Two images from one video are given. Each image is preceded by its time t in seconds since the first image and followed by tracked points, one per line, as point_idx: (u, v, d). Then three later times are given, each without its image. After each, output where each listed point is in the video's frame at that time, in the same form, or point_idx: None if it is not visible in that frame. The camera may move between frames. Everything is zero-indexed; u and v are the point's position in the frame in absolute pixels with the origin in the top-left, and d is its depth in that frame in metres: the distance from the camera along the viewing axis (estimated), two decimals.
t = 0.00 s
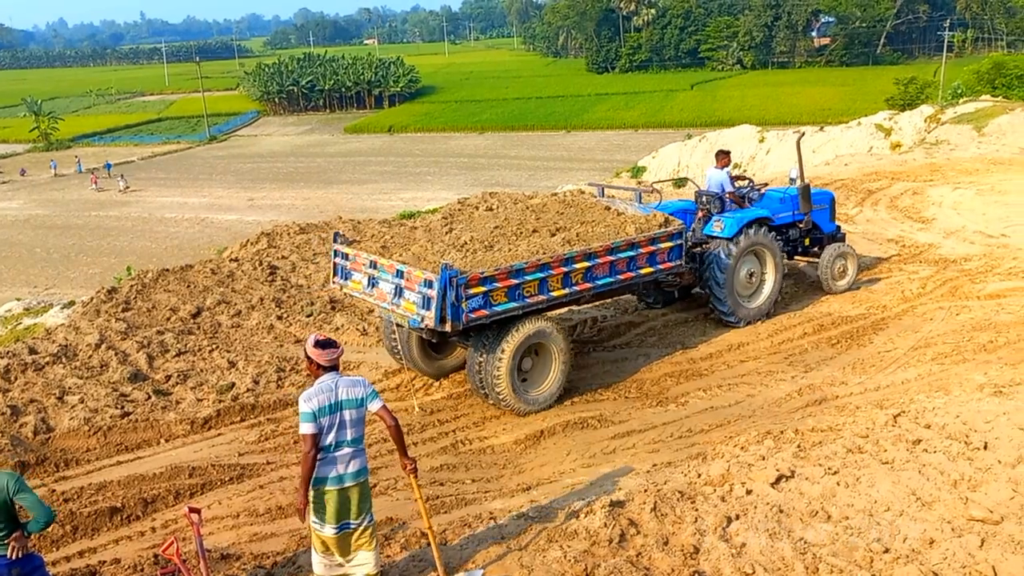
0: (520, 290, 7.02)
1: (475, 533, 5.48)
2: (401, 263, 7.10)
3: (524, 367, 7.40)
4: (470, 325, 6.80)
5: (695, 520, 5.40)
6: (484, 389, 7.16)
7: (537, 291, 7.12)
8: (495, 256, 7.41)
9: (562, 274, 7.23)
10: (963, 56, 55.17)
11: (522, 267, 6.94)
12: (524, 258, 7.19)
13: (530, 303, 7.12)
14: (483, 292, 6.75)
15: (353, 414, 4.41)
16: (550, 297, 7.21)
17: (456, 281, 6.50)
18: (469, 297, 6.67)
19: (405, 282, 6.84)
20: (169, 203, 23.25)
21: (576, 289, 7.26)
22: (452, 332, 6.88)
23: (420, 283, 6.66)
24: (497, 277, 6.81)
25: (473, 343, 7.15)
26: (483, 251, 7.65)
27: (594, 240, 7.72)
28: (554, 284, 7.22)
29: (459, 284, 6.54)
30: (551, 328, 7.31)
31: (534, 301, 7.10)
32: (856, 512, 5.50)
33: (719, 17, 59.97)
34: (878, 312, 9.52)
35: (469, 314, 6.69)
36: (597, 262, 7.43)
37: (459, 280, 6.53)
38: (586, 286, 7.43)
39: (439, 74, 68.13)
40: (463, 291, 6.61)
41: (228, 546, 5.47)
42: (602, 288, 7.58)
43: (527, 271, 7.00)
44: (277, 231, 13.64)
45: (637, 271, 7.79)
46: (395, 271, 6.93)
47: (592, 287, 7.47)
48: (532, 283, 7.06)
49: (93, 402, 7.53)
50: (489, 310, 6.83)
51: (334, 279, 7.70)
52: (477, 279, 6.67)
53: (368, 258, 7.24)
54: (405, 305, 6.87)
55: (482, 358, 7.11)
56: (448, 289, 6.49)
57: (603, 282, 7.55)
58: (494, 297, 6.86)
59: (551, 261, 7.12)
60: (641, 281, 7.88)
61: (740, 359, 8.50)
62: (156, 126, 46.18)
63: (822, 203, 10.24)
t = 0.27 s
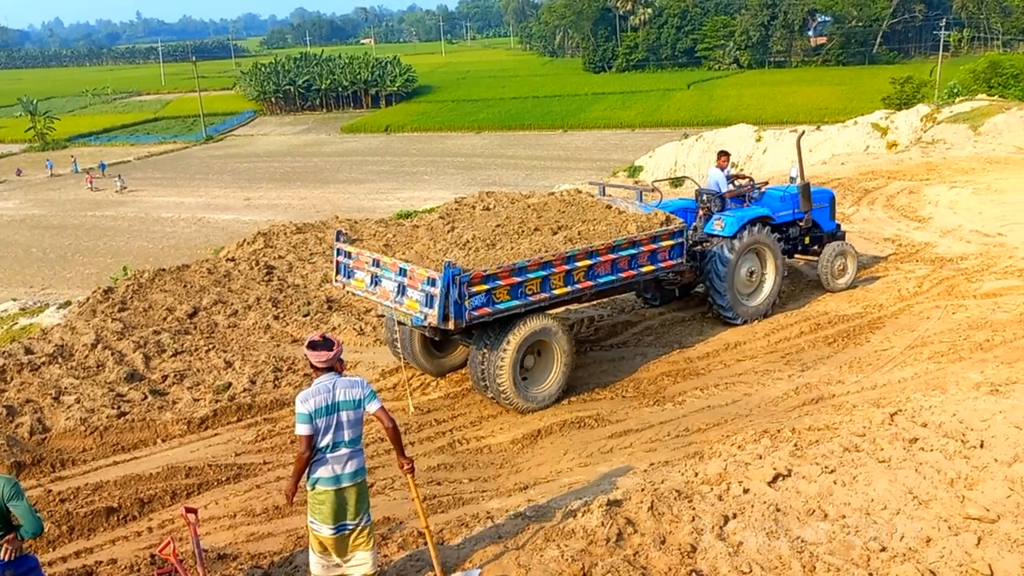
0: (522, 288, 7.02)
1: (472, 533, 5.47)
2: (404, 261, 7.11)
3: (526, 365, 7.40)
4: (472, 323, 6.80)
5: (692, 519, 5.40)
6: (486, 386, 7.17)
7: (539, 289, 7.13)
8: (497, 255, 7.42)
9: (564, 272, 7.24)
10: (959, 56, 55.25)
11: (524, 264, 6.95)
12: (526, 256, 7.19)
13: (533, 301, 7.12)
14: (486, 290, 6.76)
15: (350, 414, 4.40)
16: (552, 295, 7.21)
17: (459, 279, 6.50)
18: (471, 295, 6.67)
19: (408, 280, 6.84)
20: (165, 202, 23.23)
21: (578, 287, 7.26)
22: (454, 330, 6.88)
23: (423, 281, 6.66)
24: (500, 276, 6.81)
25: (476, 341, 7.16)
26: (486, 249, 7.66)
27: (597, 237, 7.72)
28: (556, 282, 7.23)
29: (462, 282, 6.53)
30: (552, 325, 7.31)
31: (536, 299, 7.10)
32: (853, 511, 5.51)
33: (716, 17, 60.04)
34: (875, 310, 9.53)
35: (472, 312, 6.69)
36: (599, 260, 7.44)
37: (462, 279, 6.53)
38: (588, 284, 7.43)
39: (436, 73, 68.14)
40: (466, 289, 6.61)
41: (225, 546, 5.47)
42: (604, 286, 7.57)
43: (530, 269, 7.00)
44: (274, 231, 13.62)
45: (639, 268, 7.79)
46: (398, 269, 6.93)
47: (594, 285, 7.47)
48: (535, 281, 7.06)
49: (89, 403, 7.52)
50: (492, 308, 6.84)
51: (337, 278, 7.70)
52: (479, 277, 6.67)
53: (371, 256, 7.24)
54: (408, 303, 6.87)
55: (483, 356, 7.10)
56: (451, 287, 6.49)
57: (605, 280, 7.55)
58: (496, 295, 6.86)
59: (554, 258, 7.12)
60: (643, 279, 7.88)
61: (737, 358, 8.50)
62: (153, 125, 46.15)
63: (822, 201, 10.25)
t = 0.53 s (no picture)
0: (524, 288, 7.02)
1: (470, 534, 5.47)
2: (405, 262, 7.10)
3: (527, 364, 7.39)
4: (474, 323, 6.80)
5: (690, 519, 5.40)
6: (487, 385, 7.16)
7: (540, 289, 7.13)
8: (498, 255, 7.42)
9: (565, 272, 7.24)
10: (955, 56, 55.34)
11: (526, 264, 6.95)
12: (528, 257, 7.20)
13: (534, 300, 7.13)
14: (487, 290, 6.76)
15: (345, 418, 4.38)
16: (553, 295, 7.21)
17: (461, 279, 6.50)
18: (473, 295, 6.67)
19: (410, 280, 6.83)
20: (162, 204, 23.20)
21: (579, 286, 7.27)
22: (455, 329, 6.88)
23: (425, 281, 6.66)
24: (502, 276, 6.82)
25: (477, 341, 7.15)
26: (487, 250, 7.66)
27: (597, 238, 7.73)
28: (557, 281, 7.23)
29: (464, 282, 6.54)
30: (554, 324, 7.32)
31: (538, 298, 7.10)
32: (850, 511, 5.51)
33: (713, 17, 60.10)
34: (872, 310, 9.54)
35: (474, 312, 6.69)
36: (600, 260, 7.44)
37: (464, 279, 6.54)
38: (589, 284, 7.44)
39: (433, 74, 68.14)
40: (468, 289, 6.62)
41: (223, 548, 5.46)
42: (605, 286, 7.58)
43: (531, 269, 7.01)
44: (271, 232, 13.61)
45: (640, 268, 7.79)
46: (400, 269, 6.93)
47: (595, 285, 7.47)
48: (536, 281, 7.07)
49: (86, 405, 7.51)
50: (494, 308, 6.84)
51: (338, 278, 7.69)
52: (481, 277, 6.68)
53: (372, 257, 7.23)
54: (410, 303, 6.86)
55: (485, 355, 7.10)
56: (453, 287, 6.49)
57: (606, 280, 7.55)
58: (498, 295, 6.86)
59: (555, 259, 7.12)
60: (644, 278, 7.89)
61: (735, 358, 8.51)
62: (149, 126, 46.11)
63: (821, 201, 10.26)
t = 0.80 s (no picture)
0: (525, 287, 7.03)
1: (470, 533, 5.47)
2: (407, 261, 7.10)
3: (528, 364, 7.39)
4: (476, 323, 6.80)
5: (690, 519, 5.40)
6: (488, 385, 7.15)
7: (541, 289, 7.13)
8: (500, 255, 7.41)
9: (567, 272, 7.24)
10: (955, 56, 55.35)
11: (527, 264, 6.95)
12: (529, 256, 7.19)
13: (535, 300, 7.12)
14: (489, 290, 6.76)
15: (345, 419, 4.37)
16: (554, 294, 7.21)
17: (463, 279, 6.50)
18: (475, 295, 6.67)
19: (411, 280, 6.84)
20: (161, 204, 23.18)
21: (580, 286, 7.27)
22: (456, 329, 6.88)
23: (427, 280, 6.66)
24: (503, 275, 6.82)
25: (478, 340, 7.15)
26: (488, 250, 7.65)
27: (599, 237, 7.73)
28: (558, 281, 7.23)
29: (466, 282, 6.54)
30: (555, 324, 7.31)
31: (539, 298, 7.11)
32: (850, 510, 5.51)
33: (712, 17, 60.10)
34: (871, 310, 9.54)
35: (475, 311, 6.70)
36: (601, 260, 7.44)
37: (466, 278, 6.54)
38: (590, 284, 7.43)
39: (433, 74, 68.13)
40: (469, 289, 6.62)
41: (222, 548, 5.46)
42: (606, 286, 7.57)
43: (532, 269, 7.01)
44: (270, 232, 13.60)
45: (641, 268, 7.79)
46: (401, 269, 6.93)
47: (596, 285, 7.47)
48: (537, 280, 7.07)
49: (85, 405, 7.51)
50: (495, 308, 6.84)
51: (339, 278, 7.67)
52: (483, 277, 6.68)
53: (373, 256, 7.23)
54: (411, 303, 6.86)
55: (487, 355, 7.09)
56: (454, 287, 6.50)
57: (607, 280, 7.55)
58: (500, 295, 6.86)
59: (556, 259, 7.12)
60: (645, 278, 7.89)
61: (734, 358, 8.51)
62: (149, 126, 46.11)
63: (821, 201, 10.27)
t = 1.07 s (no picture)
0: (522, 289, 7.04)
1: (470, 535, 5.47)
2: (403, 263, 7.10)
3: (525, 366, 7.40)
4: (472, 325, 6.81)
5: (689, 520, 5.40)
6: (486, 389, 7.19)
7: (538, 291, 7.13)
8: (496, 256, 7.42)
9: (563, 274, 7.25)
10: (953, 57, 55.45)
11: (523, 266, 6.96)
12: (526, 258, 7.20)
13: (532, 302, 7.13)
14: (485, 291, 6.77)
15: (345, 421, 4.36)
16: (550, 296, 7.22)
17: (459, 281, 6.51)
18: (471, 297, 6.68)
19: (408, 282, 6.84)
20: (160, 205, 23.17)
21: (577, 289, 7.28)
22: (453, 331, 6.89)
23: (423, 283, 6.67)
24: (500, 277, 6.82)
25: (475, 342, 7.18)
26: (485, 251, 7.66)
27: (596, 239, 7.72)
28: (555, 283, 7.24)
29: (462, 284, 6.55)
30: (551, 325, 7.32)
31: (535, 300, 7.11)
32: (849, 511, 5.52)
33: (711, 19, 60.15)
34: (870, 312, 9.54)
35: (472, 313, 6.71)
36: (597, 262, 7.45)
37: (462, 280, 6.55)
38: (586, 285, 7.44)
39: (432, 75, 68.14)
40: (466, 291, 6.62)
41: (222, 549, 5.46)
42: (602, 288, 7.58)
43: (528, 270, 7.02)
44: (269, 233, 13.60)
45: (638, 270, 7.80)
46: (398, 271, 6.93)
47: (593, 287, 7.48)
48: (533, 282, 7.07)
49: (85, 406, 7.50)
50: (491, 310, 6.85)
51: (336, 280, 7.67)
52: (479, 279, 6.68)
53: (370, 258, 7.23)
54: (408, 305, 6.87)
55: (483, 358, 7.13)
56: (451, 288, 6.51)
57: (603, 282, 7.56)
58: (496, 296, 6.87)
59: (552, 260, 7.13)
60: (642, 280, 7.89)
61: (733, 359, 8.52)
62: (148, 128, 46.09)
63: (819, 203, 10.29)
